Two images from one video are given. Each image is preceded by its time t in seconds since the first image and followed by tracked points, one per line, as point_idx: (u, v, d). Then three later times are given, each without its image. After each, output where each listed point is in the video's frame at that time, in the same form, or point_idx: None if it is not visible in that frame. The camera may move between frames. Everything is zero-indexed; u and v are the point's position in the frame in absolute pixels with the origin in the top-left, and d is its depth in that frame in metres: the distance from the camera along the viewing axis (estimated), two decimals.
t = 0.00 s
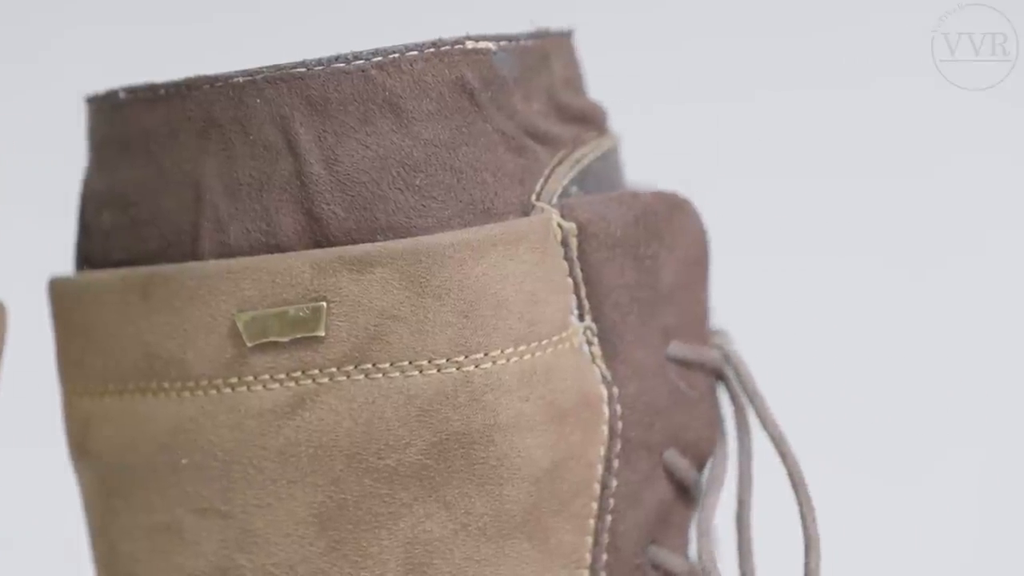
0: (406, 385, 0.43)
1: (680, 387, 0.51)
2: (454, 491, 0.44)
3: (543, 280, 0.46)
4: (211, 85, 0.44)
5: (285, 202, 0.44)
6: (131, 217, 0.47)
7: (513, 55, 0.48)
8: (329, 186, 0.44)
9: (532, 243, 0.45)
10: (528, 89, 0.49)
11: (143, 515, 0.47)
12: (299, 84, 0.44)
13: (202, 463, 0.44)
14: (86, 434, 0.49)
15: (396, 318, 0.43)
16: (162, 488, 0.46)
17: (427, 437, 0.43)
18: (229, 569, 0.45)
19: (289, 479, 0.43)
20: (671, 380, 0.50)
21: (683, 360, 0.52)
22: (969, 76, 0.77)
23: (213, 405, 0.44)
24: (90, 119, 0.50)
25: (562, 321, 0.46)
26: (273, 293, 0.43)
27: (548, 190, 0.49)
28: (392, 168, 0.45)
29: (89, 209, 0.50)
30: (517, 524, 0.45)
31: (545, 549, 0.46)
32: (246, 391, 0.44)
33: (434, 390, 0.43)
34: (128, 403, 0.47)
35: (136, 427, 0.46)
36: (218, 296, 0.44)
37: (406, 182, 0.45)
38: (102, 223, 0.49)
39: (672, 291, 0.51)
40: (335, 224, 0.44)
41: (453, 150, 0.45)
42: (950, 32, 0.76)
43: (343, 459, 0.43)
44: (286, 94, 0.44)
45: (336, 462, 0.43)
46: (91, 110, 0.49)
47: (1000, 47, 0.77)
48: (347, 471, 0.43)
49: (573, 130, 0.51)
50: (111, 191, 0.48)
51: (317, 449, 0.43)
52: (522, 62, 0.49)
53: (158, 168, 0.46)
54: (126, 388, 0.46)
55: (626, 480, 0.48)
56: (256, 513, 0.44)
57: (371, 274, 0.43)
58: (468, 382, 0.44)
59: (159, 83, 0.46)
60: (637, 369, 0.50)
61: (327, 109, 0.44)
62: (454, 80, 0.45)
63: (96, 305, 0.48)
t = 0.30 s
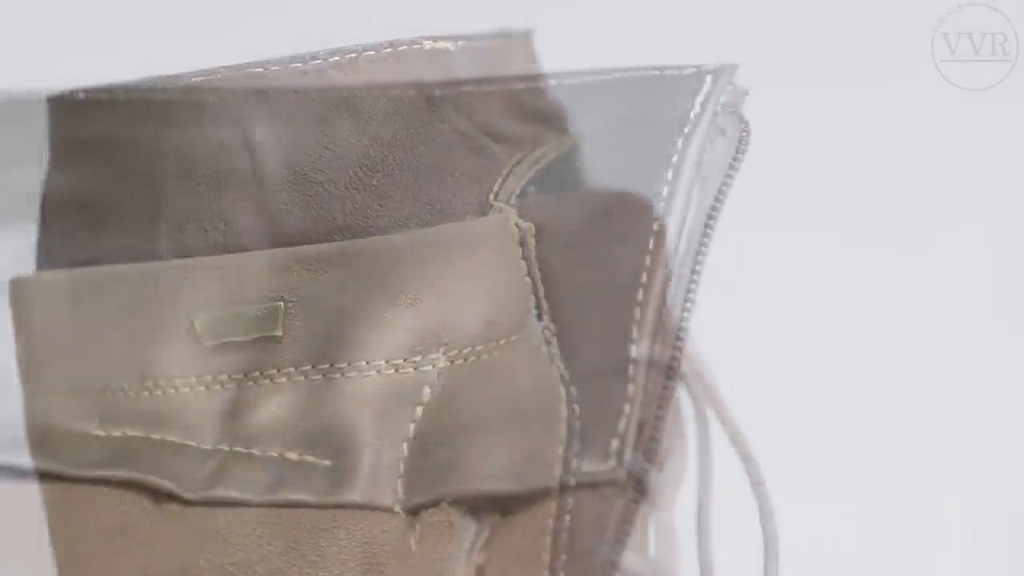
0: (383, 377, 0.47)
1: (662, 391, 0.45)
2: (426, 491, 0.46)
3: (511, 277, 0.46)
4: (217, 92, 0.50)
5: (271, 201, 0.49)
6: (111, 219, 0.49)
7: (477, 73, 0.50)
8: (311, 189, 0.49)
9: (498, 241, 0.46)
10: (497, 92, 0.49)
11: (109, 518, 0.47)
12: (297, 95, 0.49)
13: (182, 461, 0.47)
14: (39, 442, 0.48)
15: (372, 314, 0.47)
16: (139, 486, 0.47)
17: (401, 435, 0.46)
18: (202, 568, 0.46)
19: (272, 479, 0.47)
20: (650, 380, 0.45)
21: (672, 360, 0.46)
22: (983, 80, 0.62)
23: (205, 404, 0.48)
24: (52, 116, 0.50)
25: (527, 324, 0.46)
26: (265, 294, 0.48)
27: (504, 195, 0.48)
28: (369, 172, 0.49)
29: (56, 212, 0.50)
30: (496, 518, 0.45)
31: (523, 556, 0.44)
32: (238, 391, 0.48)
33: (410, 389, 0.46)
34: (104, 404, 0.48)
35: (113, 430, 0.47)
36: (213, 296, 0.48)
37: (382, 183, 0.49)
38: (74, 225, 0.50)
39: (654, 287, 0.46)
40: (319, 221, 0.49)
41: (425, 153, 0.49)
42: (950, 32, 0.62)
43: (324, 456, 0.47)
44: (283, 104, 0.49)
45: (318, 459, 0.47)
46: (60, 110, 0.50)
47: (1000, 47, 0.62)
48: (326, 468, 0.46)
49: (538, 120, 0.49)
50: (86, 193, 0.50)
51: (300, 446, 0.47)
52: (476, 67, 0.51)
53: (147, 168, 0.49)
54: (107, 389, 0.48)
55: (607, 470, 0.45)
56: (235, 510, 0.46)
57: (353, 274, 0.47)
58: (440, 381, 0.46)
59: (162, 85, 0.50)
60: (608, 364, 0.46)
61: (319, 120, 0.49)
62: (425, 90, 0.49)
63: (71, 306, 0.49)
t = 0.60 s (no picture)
0: (415, 376, 0.47)
1: (693, 390, 0.45)
2: (455, 491, 0.45)
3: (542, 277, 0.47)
4: (252, 95, 0.51)
5: (305, 203, 0.49)
6: (146, 221, 0.50)
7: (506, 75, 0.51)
8: (343, 191, 0.49)
9: (529, 247, 0.47)
10: (524, 90, 0.49)
11: (136, 519, 0.46)
12: (330, 97, 0.50)
13: (212, 460, 0.47)
14: (59, 441, 0.47)
15: (405, 314, 0.48)
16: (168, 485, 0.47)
17: (432, 436, 0.47)
18: (231, 568, 0.45)
19: (301, 481, 0.46)
20: (681, 378, 0.44)
21: (704, 356, 0.45)
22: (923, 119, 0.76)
23: (236, 405, 0.48)
24: (85, 116, 0.50)
25: (556, 320, 0.46)
26: (300, 296, 0.48)
27: (524, 206, 0.48)
28: (402, 174, 0.49)
29: (84, 217, 0.50)
30: (527, 516, 0.45)
31: (551, 552, 0.44)
32: (268, 391, 0.48)
33: (440, 389, 0.47)
34: (138, 401, 0.48)
35: (143, 429, 0.47)
36: (251, 297, 0.49)
37: (416, 184, 0.49)
38: (104, 228, 0.49)
39: (686, 280, 0.44)
40: (349, 222, 0.49)
41: (454, 158, 0.49)
42: (949, 33, 0.79)
43: (353, 457, 0.47)
44: (318, 105, 0.50)
45: (347, 461, 0.47)
46: (95, 112, 0.50)
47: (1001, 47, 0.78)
48: (356, 469, 0.46)
49: (565, 118, 0.48)
50: (123, 197, 0.50)
51: (330, 445, 0.47)
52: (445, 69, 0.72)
53: (187, 170, 0.50)
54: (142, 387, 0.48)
55: (637, 471, 0.42)
56: (266, 510, 0.47)
57: (388, 276, 0.48)
58: (470, 381, 0.47)
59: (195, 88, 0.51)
60: (637, 360, 0.44)
61: (352, 120, 0.50)
62: (458, 90, 0.50)
63: (107, 308, 0.49)
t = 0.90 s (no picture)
0: (444, 376, 0.47)
1: (725, 390, 0.44)
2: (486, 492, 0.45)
3: (571, 276, 0.47)
4: (278, 95, 0.51)
5: (332, 202, 0.49)
6: (172, 221, 0.49)
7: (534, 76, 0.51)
8: (370, 190, 0.49)
9: (557, 246, 0.47)
10: (553, 90, 0.50)
11: (166, 519, 0.46)
12: (357, 97, 0.51)
13: (241, 459, 0.47)
14: (86, 441, 0.47)
15: (434, 314, 0.48)
16: (198, 485, 0.47)
17: (462, 436, 0.47)
18: (260, 568, 0.45)
19: (330, 481, 0.46)
20: (712, 378, 0.43)
21: (735, 356, 0.45)
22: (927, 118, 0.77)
23: (264, 405, 0.48)
24: (110, 118, 0.52)
25: (586, 320, 0.46)
26: (327, 296, 0.49)
27: (553, 205, 0.48)
28: (428, 174, 0.49)
29: (111, 216, 0.50)
30: (557, 516, 0.45)
31: (582, 552, 0.44)
32: (296, 391, 0.48)
33: (470, 389, 0.47)
34: (166, 401, 0.48)
35: (171, 429, 0.47)
36: (279, 296, 0.49)
37: (443, 184, 0.49)
38: (131, 227, 0.49)
39: (716, 280, 0.44)
40: (376, 221, 0.49)
41: (481, 158, 0.49)
42: (949, 33, 0.81)
43: (383, 457, 0.47)
44: (345, 105, 0.51)
45: (376, 461, 0.47)
46: (121, 113, 0.51)
47: (1001, 48, 0.80)
48: (385, 469, 0.46)
49: (594, 118, 0.49)
50: (149, 196, 0.50)
51: (359, 446, 0.47)
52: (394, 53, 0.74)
53: (213, 169, 0.50)
54: (171, 386, 0.48)
55: (668, 471, 0.41)
56: (295, 509, 0.47)
57: (416, 275, 0.48)
58: (499, 381, 0.47)
59: (222, 88, 0.52)
60: (666, 361, 0.43)
61: (378, 120, 0.50)
62: (485, 90, 0.51)
63: (134, 307, 0.49)
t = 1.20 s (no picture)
0: (473, 376, 0.47)
1: (756, 390, 0.44)
2: (516, 492, 0.45)
3: (601, 276, 0.47)
4: (305, 95, 0.51)
5: (360, 201, 0.49)
6: (199, 221, 0.50)
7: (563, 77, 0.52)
8: (398, 190, 0.50)
9: (587, 247, 0.47)
10: (581, 90, 0.50)
11: (195, 519, 0.46)
12: (385, 97, 0.51)
13: (271, 459, 0.47)
14: (115, 441, 0.47)
15: (464, 314, 0.48)
16: (227, 485, 0.47)
17: (492, 436, 0.47)
18: (290, 568, 0.45)
19: (360, 481, 0.46)
20: (744, 379, 0.43)
21: (767, 356, 0.45)
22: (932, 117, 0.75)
23: (293, 405, 0.48)
24: (139, 117, 0.52)
25: (617, 320, 0.46)
26: (356, 296, 0.49)
27: (582, 205, 0.48)
28: (455, 174, 0.49)
29: (138, 215, 0.50)
30: (589, 516, 0.45)
31: (613, 552, 0.43)
32: (326, 391, 0.48)
33: (499, 390, 0.47)
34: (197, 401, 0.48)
35: (201, 430, 0.47)
36: (308, 296, 0.49)
37: (472, 184, 0.49)
38: (159, 227, 0.49)
39: (748, 281, 0.44)
40: (404, 221, 0.49)
41: (510, 159, 0.49)
42: (949, 33, 0.79)
43: (413, 457, 0.47)
44: (373, 106, 0.51)
45: (406, 461, 0.47)
46: (149, 113, 0.52)
47: (1001, 48, 0.78)
48: (416, 469, 0.46)
49: (624, 117, 0.49)
50: (177, 196, 0.50)
51: (390, 446, 0.47)
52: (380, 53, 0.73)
53: (241, 169, 0.50)
54: (201, 386, 0.48)
55: (700, 472, 0.41)
56: (325, 510, 0.47)
57: (445, 275, 0.48)
58: (529, 381, 0.47)
59: (249, 88, 0.52)
60: (698, 360, 0.43)
61: (407, 120, 0.51)
62: (513, 91, 0.51)
63: (162, 308, 0.49)
